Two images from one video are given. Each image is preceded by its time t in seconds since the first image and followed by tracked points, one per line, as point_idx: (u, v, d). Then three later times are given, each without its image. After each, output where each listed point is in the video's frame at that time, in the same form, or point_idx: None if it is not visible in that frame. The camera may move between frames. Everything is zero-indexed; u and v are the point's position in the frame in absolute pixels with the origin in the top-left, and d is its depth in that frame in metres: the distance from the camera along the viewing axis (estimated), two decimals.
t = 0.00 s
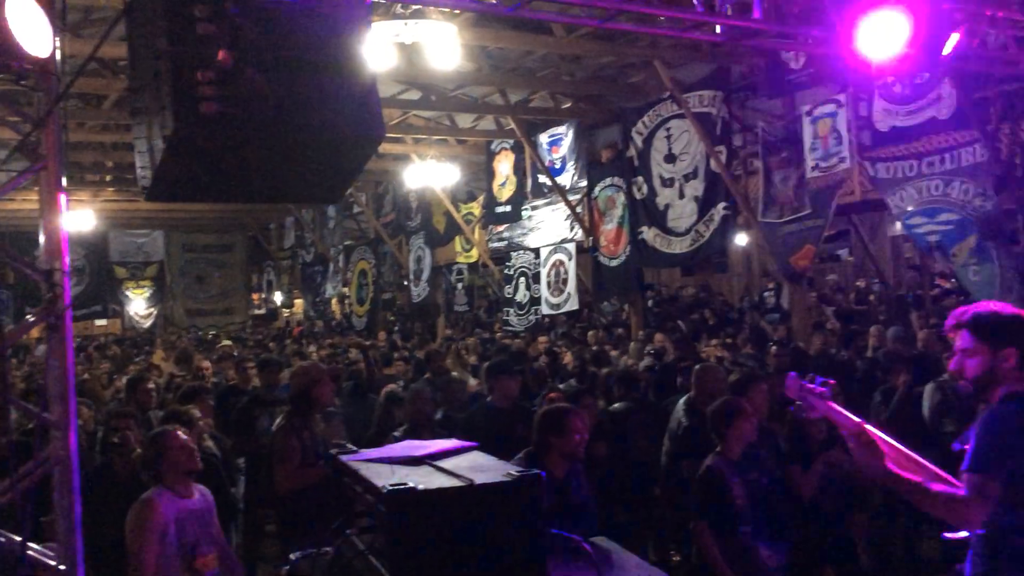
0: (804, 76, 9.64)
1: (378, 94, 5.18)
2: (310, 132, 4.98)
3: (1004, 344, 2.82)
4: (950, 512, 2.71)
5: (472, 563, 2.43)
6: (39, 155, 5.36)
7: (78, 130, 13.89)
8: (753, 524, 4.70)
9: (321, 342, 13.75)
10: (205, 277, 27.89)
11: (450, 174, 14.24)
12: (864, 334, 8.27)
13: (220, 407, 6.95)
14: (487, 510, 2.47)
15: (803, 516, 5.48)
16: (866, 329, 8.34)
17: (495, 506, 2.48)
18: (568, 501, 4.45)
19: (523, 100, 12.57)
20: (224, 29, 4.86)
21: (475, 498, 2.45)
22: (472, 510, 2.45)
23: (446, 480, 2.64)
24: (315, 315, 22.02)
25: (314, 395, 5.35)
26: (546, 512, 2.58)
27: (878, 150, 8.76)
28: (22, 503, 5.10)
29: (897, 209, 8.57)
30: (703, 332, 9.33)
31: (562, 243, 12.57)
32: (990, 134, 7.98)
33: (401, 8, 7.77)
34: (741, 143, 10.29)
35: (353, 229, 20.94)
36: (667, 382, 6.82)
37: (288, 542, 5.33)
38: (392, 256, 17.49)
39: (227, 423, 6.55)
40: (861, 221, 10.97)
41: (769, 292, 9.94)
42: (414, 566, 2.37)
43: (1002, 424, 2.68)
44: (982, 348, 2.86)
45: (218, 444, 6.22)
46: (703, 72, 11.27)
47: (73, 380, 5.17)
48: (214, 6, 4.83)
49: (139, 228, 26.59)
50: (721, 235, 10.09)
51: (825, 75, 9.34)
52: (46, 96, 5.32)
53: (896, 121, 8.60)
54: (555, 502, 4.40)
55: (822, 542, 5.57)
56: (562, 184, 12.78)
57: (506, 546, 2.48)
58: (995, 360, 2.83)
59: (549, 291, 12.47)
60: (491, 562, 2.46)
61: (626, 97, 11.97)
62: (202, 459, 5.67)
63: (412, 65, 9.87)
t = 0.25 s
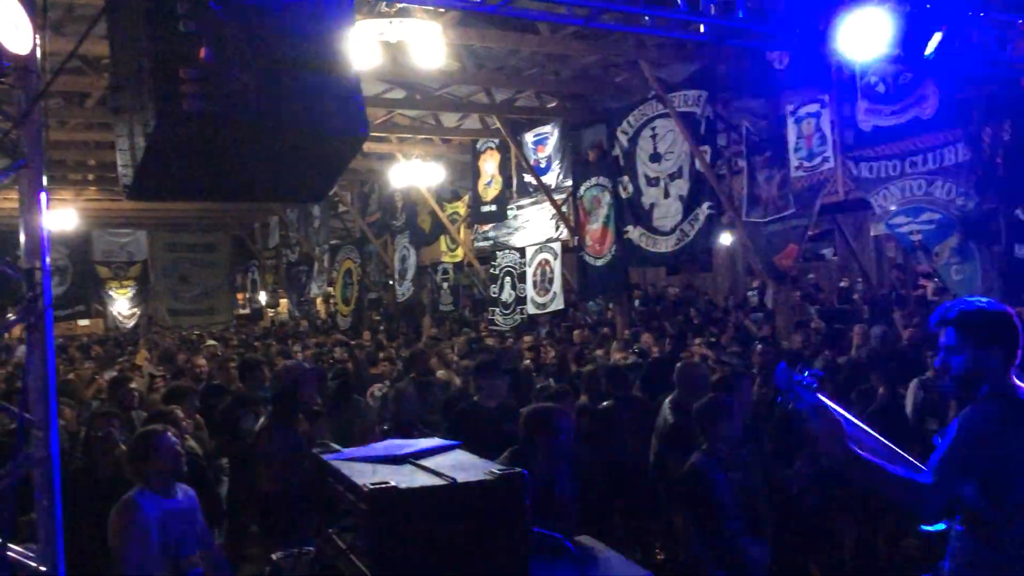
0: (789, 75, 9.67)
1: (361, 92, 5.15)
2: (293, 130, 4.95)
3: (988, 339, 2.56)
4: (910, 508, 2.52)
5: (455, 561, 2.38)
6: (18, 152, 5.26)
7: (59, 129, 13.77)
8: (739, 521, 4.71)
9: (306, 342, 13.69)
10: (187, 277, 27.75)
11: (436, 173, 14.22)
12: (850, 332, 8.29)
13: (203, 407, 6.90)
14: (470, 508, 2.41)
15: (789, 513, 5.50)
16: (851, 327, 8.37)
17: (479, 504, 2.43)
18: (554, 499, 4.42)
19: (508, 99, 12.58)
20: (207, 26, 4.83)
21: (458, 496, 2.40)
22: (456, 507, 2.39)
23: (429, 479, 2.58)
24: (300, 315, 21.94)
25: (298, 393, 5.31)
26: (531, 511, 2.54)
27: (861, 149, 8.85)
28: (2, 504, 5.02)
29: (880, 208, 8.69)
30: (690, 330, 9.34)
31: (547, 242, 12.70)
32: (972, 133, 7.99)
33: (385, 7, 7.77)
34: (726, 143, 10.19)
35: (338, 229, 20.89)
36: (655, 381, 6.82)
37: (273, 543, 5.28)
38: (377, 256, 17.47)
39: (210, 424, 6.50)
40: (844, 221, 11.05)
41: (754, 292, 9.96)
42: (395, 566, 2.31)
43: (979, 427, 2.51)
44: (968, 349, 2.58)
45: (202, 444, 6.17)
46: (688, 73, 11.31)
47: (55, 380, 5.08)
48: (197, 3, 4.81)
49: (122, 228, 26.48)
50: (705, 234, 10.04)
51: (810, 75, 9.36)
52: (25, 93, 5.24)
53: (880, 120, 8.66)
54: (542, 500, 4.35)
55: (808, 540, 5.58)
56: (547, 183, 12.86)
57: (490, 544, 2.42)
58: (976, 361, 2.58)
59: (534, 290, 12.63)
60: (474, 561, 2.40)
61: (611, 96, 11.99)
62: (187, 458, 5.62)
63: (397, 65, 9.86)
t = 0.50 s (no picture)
0: (772, 78, 9.55)
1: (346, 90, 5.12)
2: (278, 128, 4.92)
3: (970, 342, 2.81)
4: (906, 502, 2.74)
5: (439, 563, 2.34)
6: None
7: (40, 127, 13.61)
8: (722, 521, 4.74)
9: (291, 342, 13.63)
10: (173, 277, 27.76)
11: (421, 173, 14.20)
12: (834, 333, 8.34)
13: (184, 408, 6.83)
14: (453, 508, 2.37)
15: (772, 512, 5.52)
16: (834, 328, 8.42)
17: (461, 503, 2.38)
18: (540, 502, 4.39)
19: (494, 99, 12.58)
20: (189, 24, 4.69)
21: (440, 495, 2.36)
22: (439, 507, 2.35)
23: (411, 478, 2.54)
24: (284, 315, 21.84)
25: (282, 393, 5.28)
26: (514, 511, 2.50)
27: (845, 151, 8.96)
28: None
29: (862, 211, 8.83)
30: (675, 330, 9.36)
31: (533, 243, 12.76)
32: (955, 135, 8.11)
33: (369, 5, 7.76)
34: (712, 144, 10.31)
35: (322, 229, 20.81)
36: (640, 381, 6.84)
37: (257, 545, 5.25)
38: (362, 255, 17.44)
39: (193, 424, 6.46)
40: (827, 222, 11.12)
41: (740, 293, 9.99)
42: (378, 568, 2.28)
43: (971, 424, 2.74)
44: (955, 352, 2.83)
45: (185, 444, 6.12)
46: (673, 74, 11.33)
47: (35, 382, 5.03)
48: None
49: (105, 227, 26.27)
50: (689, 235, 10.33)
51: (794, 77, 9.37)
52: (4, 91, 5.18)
53: (862, 122, 8.76)
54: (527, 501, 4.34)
55: (793, 541, 5.59)
56: (532, 183, 12.95)
57: (474, 544, 2.39)
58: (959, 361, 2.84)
59: (521, 291, 12.64)
60: (457, 560, 2.37)
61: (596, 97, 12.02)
62: (169, 459, 5.56)
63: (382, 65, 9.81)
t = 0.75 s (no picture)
0: (760, 80, 9.55)
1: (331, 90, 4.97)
2: (263, 130, 4.78)
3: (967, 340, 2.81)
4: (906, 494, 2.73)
5: (426, 567, 2.25)
6: None
7: (25, 128, 13.55)
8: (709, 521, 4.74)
9: (278, 344, 13.58)
10: (160, 278, 27.36)
11: (409, 175, 14.19)
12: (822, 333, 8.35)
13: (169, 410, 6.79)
14: (440, 510, 2.29)
15: (760, 513, 5.52)
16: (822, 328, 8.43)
17: (447, 506, 2.30)
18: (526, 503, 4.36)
19: (482, 101, 12.59)
20: (175, 23, 4.67)
21: (426, 498, 2.28)
22: (426, 510, 2.27)
23: (395, 479, 2.47)
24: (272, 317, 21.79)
25: (267, 394, 5.25)
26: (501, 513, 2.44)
27: (832, 153, 8.90)
28: None
29: (850, 212, 8.78)
30: (664, 332, 9.36)
31: (521, 245, 12.74)
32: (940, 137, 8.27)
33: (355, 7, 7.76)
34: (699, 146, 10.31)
35: (309, 230, 20.78)
36: (627, 382, 6.83)
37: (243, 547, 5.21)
38: (350, 257, 17.42)
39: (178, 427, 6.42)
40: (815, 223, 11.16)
41: (726, 294, 9.98)
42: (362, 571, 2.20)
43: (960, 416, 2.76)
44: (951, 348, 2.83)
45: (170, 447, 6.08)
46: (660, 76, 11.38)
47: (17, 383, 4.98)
48: None
49: (92, 229, 26.17)
50: (677, 236, 10.23)
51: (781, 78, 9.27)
52: None
53: (849, 124, 8.77)
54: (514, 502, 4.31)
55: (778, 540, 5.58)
56: (520, 185, 13.06)
57: (461, 548, 2.30)
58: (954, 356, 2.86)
59: (510, 293, 12.63)
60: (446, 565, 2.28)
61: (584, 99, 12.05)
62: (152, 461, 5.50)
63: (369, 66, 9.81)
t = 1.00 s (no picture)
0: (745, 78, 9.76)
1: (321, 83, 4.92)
2: (250, 122, 4.70)
3: (962, 332, 2.89)
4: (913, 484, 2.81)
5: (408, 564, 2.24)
6: None
7: (9, 125, 13.45)
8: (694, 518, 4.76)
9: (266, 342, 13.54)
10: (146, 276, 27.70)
11: (397, 173, 14.18)
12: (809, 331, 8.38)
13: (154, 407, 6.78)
14: (424, 508, 2.27)
15: (746, 509, 5.54)
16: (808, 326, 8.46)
17: (430, 502, 2.28)
18: (509, 500, 4.37)
19: (470, 99, 12.60)
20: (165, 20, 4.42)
21: (409, 494, 2.26)
22: (410, 507, 2.25)
23: (378, 474, 2.43)
24: (259, 315, 21.78)
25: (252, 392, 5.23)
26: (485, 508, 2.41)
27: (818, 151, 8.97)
28: None
29: (836, 211, 8.77)
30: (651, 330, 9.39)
31: (509, 242, 12.65)
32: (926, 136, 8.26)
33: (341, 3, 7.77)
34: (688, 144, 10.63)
35: (297, 229, 20.76)
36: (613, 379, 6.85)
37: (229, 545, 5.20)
38: (338, 255, 17.40)
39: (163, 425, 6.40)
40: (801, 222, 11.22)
41: (713, 292, 10.02)
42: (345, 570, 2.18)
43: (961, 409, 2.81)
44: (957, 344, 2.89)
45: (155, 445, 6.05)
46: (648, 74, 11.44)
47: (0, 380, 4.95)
48: None
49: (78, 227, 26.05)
50: (666, 234, 10.18)
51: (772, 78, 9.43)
52: None
53: (836, 122, 8.81)
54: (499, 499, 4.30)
55: (762, 536, 5.61)
56: (508, 183, 13.05)
57: (442, 544, 2.28)
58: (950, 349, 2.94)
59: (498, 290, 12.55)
60: (427, 562, 2.26)
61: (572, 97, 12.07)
62: (137, 459, 5.49)
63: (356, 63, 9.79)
